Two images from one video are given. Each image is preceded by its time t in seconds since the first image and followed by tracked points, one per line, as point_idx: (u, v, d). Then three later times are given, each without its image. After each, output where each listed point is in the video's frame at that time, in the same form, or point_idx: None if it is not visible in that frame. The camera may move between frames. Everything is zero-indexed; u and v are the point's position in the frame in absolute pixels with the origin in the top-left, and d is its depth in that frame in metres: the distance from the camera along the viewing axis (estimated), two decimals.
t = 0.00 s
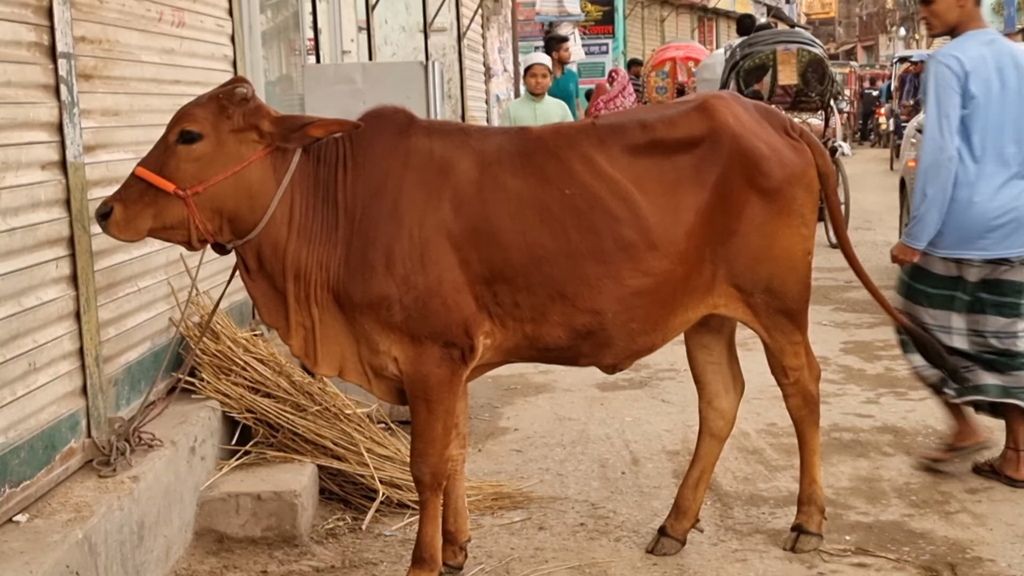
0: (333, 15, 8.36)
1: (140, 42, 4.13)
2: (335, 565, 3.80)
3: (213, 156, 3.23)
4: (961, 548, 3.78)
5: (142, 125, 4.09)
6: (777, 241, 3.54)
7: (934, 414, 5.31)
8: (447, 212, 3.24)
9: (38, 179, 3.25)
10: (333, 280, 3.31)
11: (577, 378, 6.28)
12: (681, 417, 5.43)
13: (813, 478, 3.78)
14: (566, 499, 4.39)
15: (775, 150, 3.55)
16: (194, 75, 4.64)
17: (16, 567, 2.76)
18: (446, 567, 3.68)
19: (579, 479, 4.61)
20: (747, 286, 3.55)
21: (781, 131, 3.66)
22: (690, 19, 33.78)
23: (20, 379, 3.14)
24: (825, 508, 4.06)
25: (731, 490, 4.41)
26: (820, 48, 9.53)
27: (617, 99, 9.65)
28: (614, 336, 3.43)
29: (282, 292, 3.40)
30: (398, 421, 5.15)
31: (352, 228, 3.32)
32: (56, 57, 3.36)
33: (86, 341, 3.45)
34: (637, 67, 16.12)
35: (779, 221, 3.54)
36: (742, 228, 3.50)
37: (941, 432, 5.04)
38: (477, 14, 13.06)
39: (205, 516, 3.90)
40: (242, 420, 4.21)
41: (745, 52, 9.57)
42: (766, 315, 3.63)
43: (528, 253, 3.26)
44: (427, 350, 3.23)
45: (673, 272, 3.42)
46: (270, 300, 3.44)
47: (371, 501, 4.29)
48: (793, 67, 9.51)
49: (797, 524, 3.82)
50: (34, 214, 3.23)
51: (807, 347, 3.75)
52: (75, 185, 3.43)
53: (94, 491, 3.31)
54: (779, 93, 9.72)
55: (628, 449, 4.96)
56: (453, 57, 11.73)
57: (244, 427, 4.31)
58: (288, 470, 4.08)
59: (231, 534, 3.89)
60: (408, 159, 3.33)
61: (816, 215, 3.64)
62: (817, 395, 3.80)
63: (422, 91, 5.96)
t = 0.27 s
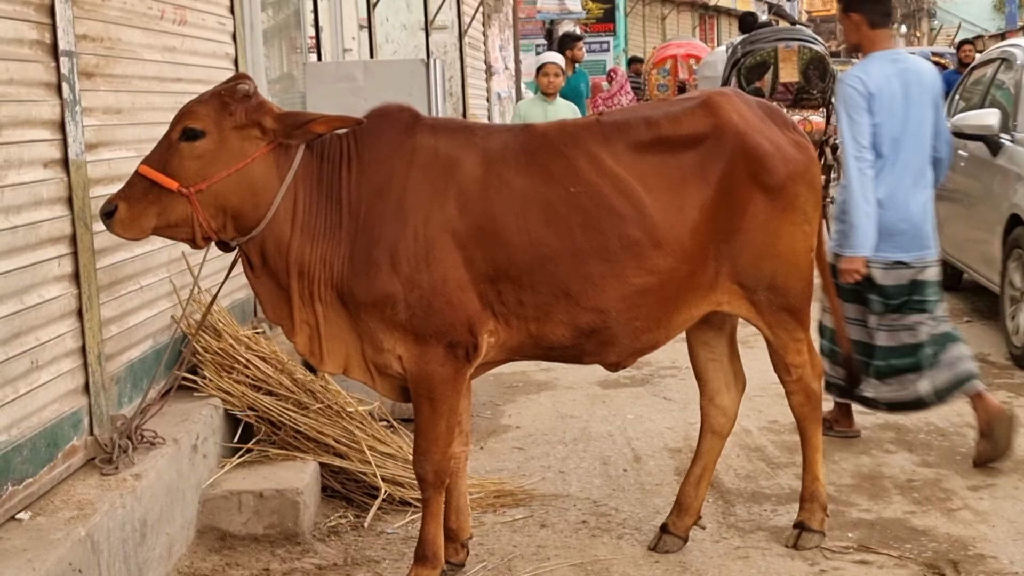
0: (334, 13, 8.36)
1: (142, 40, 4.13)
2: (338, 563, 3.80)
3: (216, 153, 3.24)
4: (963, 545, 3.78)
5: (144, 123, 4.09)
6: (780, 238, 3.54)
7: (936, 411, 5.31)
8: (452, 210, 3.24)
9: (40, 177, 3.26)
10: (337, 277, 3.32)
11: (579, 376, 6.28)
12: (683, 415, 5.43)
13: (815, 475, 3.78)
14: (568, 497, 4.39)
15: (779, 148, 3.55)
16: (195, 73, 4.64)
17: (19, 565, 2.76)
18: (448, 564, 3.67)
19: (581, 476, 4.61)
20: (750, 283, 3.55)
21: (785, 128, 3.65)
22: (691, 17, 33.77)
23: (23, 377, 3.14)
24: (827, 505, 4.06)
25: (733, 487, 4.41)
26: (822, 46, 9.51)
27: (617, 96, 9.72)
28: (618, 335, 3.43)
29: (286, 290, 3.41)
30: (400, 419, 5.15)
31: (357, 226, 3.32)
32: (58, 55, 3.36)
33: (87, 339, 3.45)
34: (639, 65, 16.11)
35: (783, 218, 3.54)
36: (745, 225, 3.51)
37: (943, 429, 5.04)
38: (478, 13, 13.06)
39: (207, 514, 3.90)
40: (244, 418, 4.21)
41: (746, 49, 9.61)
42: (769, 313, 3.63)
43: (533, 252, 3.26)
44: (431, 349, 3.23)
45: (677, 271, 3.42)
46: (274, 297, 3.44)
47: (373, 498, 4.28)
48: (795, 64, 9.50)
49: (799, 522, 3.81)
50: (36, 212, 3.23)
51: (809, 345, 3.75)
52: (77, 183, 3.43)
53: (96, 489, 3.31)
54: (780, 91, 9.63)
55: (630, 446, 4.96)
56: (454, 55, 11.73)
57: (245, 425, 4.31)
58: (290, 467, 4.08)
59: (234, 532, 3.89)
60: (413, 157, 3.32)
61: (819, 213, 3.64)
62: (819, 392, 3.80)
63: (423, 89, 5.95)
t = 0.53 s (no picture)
0: (336, 11, 8.35)
1: (145, 38, 4.13)
2: (340, 561, 3.80)
3: (219, 151, 3.24)
4: (965, 543, 3.78)
5: (147, 121, 4.10)
6: (782, 236, 3.54)
7: (938, 409, 5.31)
8: (456, 208, 3.24)
9: (43, 175, 3.26)
10: (340, 275, 3.32)
11: (581, 374, 6.28)
12: (685, 412, 5.43)
13: (817, 473, 3.79)
14: (570, 494, 4.39)
15: (782, 146, 3.55)
16: (197, 71, 4.64)
17: (22, 562, 2.77)
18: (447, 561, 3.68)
19: (583, 474, 4.61)
20: (753, 280, 3.55)
21: (786, 126, 3.65)
22: (693, 15, 33.75)
23: (26, 375, 3.14)
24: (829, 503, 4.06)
25: (735, 485, 4.41)
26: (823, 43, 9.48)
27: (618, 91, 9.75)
28: (622, 333, 3.43)
29: (290, 287, 3.41)
30: (403, 417, 5.15)
31: (361, 225, 3.32)
32: (61, 54, 3.36)
33: (90, 337, 3.46)
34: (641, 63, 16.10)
35: (785, 216, 3.54)
36: (749, 223, 3.51)
37: (945, 426, 5.04)
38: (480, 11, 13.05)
39: (210, 512, 3.90)
40: (246, 416, 4.21)
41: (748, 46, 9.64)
42: (771, 310, 3.63)
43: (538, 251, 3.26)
44: (434, 348, 3.23)
45: (680, 269, 3.42)
46: (278, 295, 3.45)
47: (375, 497, 4.29)
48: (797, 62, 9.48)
49: (801, 519, 3.81)
50: (39, 210, 3.23)
51: (812, 342, 3.75)
52: (80, 181, 3.44)
53: (100, 486, 3.31)
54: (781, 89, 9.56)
55: (632, 444, 4.96)
56: (456, 53, 11.72)
57: (248, 422, 4.32)
58: (293, 465, 4.09)
59: (236, 530, 3.89)
60: (417, 155, 3.32)
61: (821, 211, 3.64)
62: (822, 390, 3.80)
63: (425, 87, 5.95)
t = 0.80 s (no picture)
0: (338, 7, 8.35)
1: (146, 35, 4.13)
2: (343, 557, 3.80)
3: (220, 147, 3.24)
4: (968, 538, 3.78)
5: (149, 119, 4.09)
6: (783, 231, 3.53)
7: (941, 404, 5.31)
8: (458, 204, 3.24)
9: (45, 172, 3.26)
10: (342, 272, 3.31)
11: (583, 370, 6.28)
12: (687, 408, 5.43)
13: (820, 469, 3.79)
14: (573, 491, 4.39)
15: (782, 141, 3.55)
16: (199, 68, 4.63)
17: (24, 559, 2.77)
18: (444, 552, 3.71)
19: (585, 470, 4.61)
20: (754, 276, 3.55)
21: (787, 122, 3.65)
22: (694, 11, 33.73)
23: (28, 372, 3.14)
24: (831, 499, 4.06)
25: (737, 481, 4.41)
26: (825, 38, 9.42)
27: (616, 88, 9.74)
28: (624, 329, 3.43)
29: (291, 284, 3.41)
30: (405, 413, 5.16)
31: (362, 221, 3.32)
32: (63, 51, 3.36)
33: (93, 334, 3.46)
34: (642, 59, 16.09)
35: (787, 212, 3.53)
36: (751, 218, 3.50)
37: (948, 422, 5.03)
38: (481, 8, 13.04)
39: (212, 508, 3.90)
40: (248, 412, 4.21)
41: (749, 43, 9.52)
42: (772, 306, 3.62)
43: (540, 247, 3.26)
44: (436, 344, 3.23)
45: (682, 264, 3.41)
46: (280, 292, 3.44)
47: (377, 493, 4.29)
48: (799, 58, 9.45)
49: (804, 515, 3.82)
50: (41, 207, 3.23)
51: (813, 338, 3.75)
52: (82, 178, 3.44)
53: (102, 483, 3.31)
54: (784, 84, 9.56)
55: (634, 440, 4.96)
56: (458, 50, 11.71)
57: (250, 419, 4.32)
58: (295, 462, 4.09)
59: (239, 526, 3.89)
60: (418, 152, 3.32)
61: (822, 207, 3.64)
62: (824, 385, 3.80)
63: (427, 84, 5.94)
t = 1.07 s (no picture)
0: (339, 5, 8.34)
1: (147, 33, 4.12)
2: (345, 555, 3.80)
3: (221, 145, 3.24)
4: (970, 535, 3.78)
5: (150, 117, 4.10)
6: (785, 226, 3.53)
7: (942, 401, 5.30)
8: (459, 201, 3.24)
9: (47, 170, 3.26)
10: (343, 269, 3.31)
11: (584, 367, 6.28)
12: (689, 405, 5.43)
13: (821, 465, 3.79)
14: (574, 488, 4.39)
15: (782, 137, 3.55)
16: (200, 66, 4.63)
17: (26, 557, 2.77)
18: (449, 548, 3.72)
19: (587, 467, 4.61)
20: (755, 272, 3.54)
21: (787, 118, 3.65)
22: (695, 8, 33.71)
23: (30, 370, 3.14)
24: (833, 495, 4.06)
25: (739, 478, 4.41)
26: (826, 35, 9.42)
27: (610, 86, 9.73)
28: (626, 324, 3.42)
29: (293, 282, 3.41)
30: (407, 411, 5.16)
31: (363, 218, 3.32)
32: (64, 49, 3.36)
33: (94, 332, 3.46)
34: (643, 57, 15.98)
35: (787, 207, 3.53)
36: (752, 214, 3.49)
37: (950, 418, 5.03)
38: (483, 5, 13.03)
39: (214, 506, 3.90)
40: (250, 410, 4.21)
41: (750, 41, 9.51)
42: (773, 302, 3.62)
43: (541, 242, 3.26)
44: (437, 340, 3.23)
45: (684, 260, 3.41)
46: (281, 289, 3.44)
47: (379, 490, 4.29)
48: (800, 55, 9.44)
49: (806, 512, 3.82)
50: (42, 205, 3.23)
51: (814, 334, 3.75)
52: (83, 176, 3.43)
53: (104, 481, 3.32)
54: (784, 81, 9.58)
55: (636, 437, 4.96)
56: (459, 48, 11.70)
57: (251, 417, 4.32)
58: (297, 459, 4.09)
59: (240, 523, 3.90)
60: (419, 149, 3.32)
61: (822, 203, 3.64)
62: (825, 381, 3.79)
63: (429, 81, 5.94)
